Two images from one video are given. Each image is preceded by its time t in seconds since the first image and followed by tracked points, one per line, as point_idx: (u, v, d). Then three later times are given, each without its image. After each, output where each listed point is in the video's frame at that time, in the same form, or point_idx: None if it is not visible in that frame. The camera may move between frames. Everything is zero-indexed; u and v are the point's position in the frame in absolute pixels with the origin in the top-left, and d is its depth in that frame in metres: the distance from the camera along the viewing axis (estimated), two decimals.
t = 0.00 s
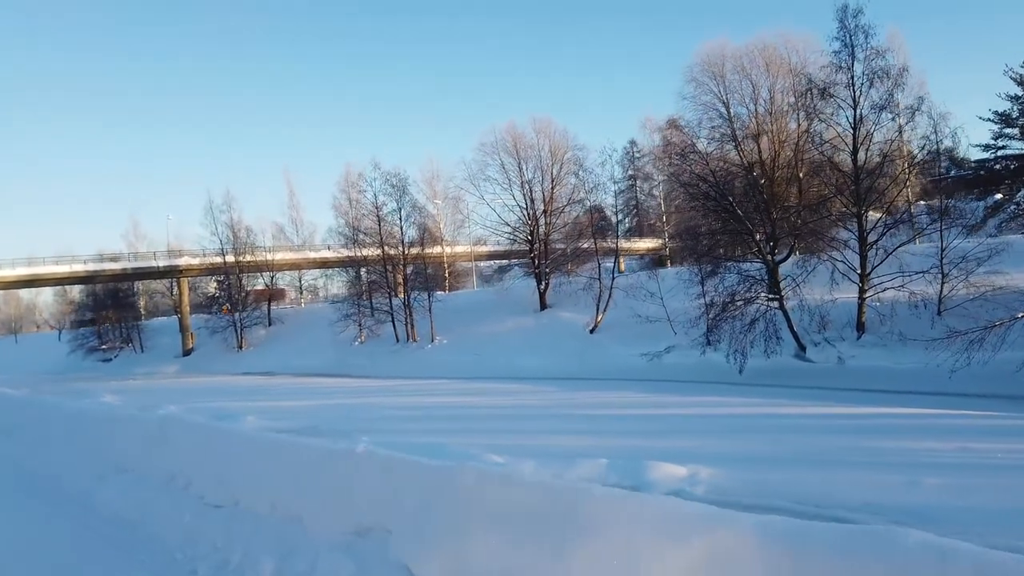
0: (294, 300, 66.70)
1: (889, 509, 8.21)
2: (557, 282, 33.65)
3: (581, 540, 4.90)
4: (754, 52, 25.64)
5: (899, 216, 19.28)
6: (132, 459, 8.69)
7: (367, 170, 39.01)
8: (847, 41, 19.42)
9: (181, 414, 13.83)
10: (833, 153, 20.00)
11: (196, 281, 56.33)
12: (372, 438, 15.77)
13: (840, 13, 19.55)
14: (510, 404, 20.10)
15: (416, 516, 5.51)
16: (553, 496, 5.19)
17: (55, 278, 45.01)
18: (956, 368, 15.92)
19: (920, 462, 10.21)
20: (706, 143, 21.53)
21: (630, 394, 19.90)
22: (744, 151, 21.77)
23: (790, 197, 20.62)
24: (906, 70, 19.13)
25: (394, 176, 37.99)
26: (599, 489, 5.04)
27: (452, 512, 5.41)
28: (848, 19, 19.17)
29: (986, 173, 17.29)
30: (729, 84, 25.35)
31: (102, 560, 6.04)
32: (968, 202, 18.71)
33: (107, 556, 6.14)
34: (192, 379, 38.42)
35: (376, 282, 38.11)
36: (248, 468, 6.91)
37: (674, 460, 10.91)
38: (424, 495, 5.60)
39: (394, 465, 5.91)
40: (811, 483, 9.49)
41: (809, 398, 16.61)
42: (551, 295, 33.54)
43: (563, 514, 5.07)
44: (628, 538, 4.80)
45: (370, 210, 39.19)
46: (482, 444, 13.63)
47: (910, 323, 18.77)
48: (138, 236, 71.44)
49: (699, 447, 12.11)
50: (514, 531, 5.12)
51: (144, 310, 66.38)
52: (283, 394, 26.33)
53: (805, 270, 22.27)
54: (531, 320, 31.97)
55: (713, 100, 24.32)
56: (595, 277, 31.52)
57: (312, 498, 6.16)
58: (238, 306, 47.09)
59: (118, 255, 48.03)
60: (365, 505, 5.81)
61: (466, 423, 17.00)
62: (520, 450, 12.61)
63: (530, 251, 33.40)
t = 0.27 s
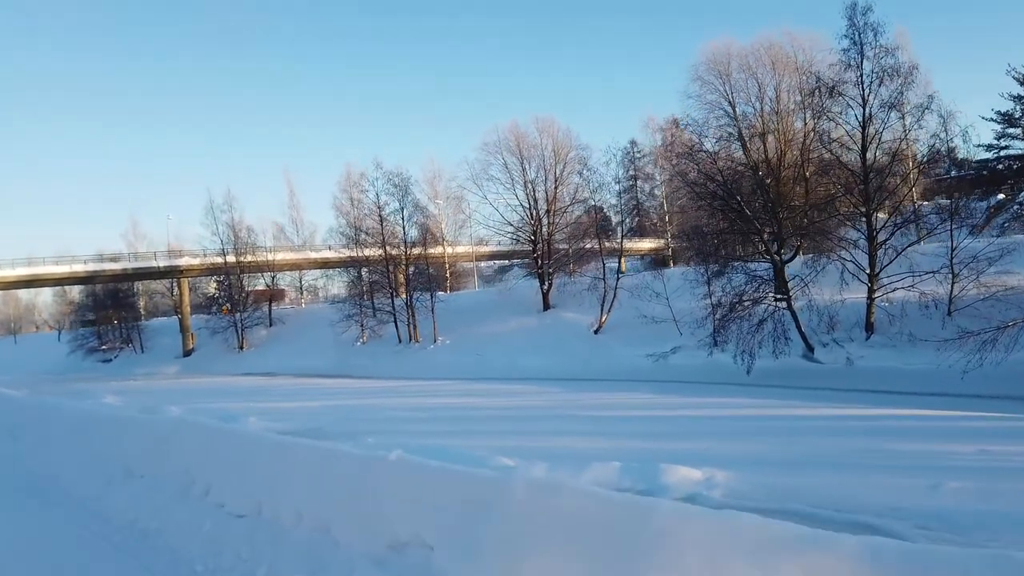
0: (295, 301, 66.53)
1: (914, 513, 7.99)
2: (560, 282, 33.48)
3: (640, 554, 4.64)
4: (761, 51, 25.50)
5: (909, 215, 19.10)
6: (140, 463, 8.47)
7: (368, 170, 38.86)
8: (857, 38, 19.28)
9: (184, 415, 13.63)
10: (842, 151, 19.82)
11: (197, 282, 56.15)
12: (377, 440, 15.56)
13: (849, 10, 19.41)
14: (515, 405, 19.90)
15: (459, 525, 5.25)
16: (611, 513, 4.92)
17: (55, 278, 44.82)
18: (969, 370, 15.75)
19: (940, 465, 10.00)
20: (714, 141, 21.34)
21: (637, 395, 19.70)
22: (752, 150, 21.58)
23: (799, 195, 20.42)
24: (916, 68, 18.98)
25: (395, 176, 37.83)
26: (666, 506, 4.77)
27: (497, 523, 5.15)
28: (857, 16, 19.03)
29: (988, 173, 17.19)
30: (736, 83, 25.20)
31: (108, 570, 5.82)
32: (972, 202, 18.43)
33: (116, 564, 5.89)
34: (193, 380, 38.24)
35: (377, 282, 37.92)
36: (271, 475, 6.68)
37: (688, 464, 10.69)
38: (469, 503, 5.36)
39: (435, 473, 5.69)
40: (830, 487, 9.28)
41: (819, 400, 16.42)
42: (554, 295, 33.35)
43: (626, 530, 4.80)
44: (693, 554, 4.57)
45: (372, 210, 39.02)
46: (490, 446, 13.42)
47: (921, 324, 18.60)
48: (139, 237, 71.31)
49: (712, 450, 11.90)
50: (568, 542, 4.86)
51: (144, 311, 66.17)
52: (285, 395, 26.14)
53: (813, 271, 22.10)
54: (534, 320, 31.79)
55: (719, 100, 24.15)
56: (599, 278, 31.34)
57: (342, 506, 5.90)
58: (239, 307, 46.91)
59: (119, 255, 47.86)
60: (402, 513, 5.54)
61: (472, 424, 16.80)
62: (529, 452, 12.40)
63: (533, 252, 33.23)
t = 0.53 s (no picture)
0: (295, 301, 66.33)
1: (934, 517, 7.82)
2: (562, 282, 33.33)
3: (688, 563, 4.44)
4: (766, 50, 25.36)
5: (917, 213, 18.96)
6: (144, 466, 8.29)
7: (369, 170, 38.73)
8: (864, 36, 19.15)
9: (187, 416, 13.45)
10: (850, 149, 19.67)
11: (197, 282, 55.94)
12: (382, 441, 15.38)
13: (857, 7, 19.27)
14: (520, 405, 19.73)
15: (500, 537, 5.04)
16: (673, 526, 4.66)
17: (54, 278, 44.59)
18: (980, 370, 15.62)
19: (957, 467, 9.84)
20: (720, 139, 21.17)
21: (643, 396, 19.53)
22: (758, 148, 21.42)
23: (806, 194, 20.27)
24: (924, 66, 18.86)
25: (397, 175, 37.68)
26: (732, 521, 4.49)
27: (534, 532, 4.97)
28: (865, 14, 18.90)
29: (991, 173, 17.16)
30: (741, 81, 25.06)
31: None
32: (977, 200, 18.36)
33: (125, 572, 5.70)
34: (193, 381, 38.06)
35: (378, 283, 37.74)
36: (291, 483, 6.44)
37: (700, 466, 10.52)
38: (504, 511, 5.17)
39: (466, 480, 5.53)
40: (846, 489, 9.12)
41: (828, 400, 16.26)
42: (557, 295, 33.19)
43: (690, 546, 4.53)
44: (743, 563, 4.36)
45: (373, 209, 38.86)
46: (496, 447, 13.25)
47: (929, 324, 18.47)
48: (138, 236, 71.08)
49: (723, 451, 11.73)
50: (609, 551, 4.67)
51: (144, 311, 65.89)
52: (286, 395, 25.94)
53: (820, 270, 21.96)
54: (537, 320, 31.62)
55: (724, 98, 24.00)
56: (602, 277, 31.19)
57: (369, 516, 5.69)
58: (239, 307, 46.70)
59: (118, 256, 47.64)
60: (434, 523, 5.36)
61: (477, 425, 16.62)
62: (537, 454, 12.22)
63: (535, 251, 33.05)
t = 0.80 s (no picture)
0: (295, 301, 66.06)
1: (961, 520, 7.61)
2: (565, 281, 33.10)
3: (744, 571, 4.28)
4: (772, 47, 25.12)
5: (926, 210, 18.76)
6: (147, 469, 8.05)
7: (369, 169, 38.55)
8: (873, 31, 18.94)
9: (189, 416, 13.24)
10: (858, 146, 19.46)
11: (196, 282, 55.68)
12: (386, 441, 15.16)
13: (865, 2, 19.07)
14: (525, 405, 19.51)
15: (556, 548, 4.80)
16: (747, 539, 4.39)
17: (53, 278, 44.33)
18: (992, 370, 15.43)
19: (978, 468, 9.64)
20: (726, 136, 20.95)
21: (649, 396, 19.31)
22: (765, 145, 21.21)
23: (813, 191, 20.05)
24: (933, 61, 18.67)
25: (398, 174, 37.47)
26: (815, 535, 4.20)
27: (577, 538, 4.78)
28: (873, 9, 18.69)
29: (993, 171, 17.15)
30: (746, 78, 24.85)
31: None
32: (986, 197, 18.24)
33: None
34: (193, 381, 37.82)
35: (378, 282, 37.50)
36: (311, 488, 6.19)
37: (713, 467, 10.30)
38: (545, 516, 4.99)
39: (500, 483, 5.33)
40: (866, 491, 8.90)
41: (838, 400, 16.03)
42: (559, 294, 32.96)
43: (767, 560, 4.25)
44: (805, 572, 4.21)
45: (374, 208, 38.64)
46: (503, 448, 13.04)
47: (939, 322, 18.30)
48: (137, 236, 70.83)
49: (736, 452, 11.51)
50: (660, 559, 4.49)
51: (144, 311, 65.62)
52: (287, 396, 25.68)
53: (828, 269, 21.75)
54: (539, 319, 31.40)
55: (730, 95, 23.78)
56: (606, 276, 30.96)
57: (403, 525, 5.44)
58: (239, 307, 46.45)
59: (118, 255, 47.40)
60: (470, 533, 5.13)
61: (482, 426, 16.40)
62: (545, 456, 11.99)
63: (537, 250, 32.80)
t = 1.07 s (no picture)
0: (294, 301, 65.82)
1: (986, 526, 7.43)
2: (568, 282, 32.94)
3: None
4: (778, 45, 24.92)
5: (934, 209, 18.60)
6: (153, 475, 7.85)
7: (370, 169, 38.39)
8: (882, 29, 18.76)
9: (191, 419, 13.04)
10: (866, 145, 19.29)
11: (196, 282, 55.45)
12: (390, 443, 14.97)
13: None
14: (530, 406, 19.34)
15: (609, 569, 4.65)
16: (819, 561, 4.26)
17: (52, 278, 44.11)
18: (1004, 371, 15.27)
19: (997, 471, 9.45)
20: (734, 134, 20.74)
21: (655, 397, 19.13)
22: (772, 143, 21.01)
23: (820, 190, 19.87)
24: (942, 60, 18.51)
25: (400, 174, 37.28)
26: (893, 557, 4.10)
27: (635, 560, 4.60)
28: (882, 7, 18.52)
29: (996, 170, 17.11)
30: (752, 76, 24.67)
31: None
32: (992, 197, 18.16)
33: None
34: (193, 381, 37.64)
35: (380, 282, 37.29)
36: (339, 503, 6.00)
37: (727, 470, 10.11)
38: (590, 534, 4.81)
39: (544, 504, 5.16)
40: (886, 495, 8.71)
41: (848, 402, 15.86)
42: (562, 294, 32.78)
43: None
44: None
45: (375, 208, 38.46)
46: (511, 450, 12.85)
47: (949, 323, 18.17)
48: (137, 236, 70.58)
49: (748, 454, 11.32)
50: None
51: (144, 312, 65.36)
52: (288, 397, 25.49)
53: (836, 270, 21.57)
54: (542, 319, 31.22)
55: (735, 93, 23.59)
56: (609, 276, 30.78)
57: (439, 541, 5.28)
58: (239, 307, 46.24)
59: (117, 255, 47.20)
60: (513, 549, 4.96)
61: (487, 427, 16.21)
62: (554, 458, 11.78)
63: (540, 250, 32.62)
